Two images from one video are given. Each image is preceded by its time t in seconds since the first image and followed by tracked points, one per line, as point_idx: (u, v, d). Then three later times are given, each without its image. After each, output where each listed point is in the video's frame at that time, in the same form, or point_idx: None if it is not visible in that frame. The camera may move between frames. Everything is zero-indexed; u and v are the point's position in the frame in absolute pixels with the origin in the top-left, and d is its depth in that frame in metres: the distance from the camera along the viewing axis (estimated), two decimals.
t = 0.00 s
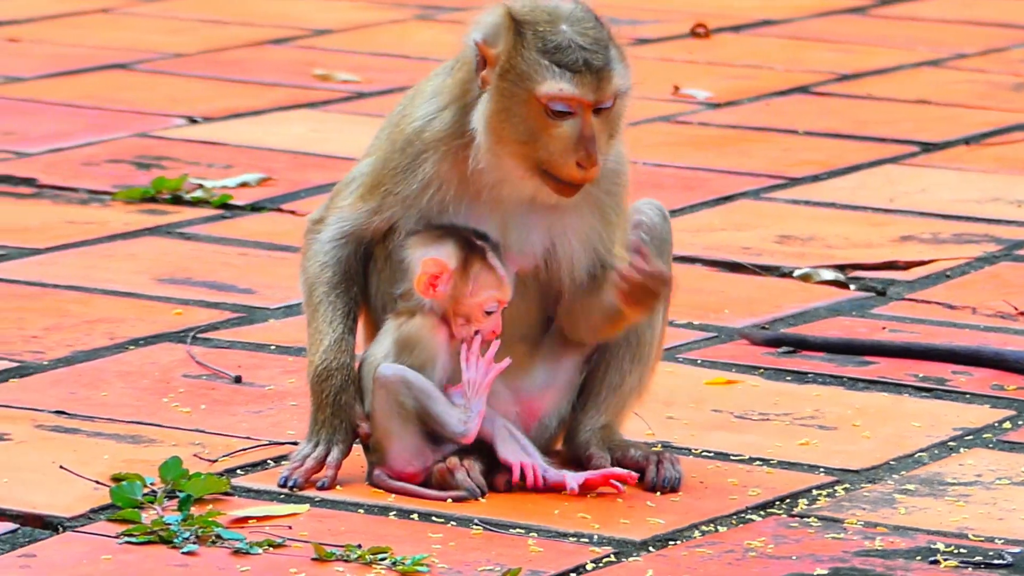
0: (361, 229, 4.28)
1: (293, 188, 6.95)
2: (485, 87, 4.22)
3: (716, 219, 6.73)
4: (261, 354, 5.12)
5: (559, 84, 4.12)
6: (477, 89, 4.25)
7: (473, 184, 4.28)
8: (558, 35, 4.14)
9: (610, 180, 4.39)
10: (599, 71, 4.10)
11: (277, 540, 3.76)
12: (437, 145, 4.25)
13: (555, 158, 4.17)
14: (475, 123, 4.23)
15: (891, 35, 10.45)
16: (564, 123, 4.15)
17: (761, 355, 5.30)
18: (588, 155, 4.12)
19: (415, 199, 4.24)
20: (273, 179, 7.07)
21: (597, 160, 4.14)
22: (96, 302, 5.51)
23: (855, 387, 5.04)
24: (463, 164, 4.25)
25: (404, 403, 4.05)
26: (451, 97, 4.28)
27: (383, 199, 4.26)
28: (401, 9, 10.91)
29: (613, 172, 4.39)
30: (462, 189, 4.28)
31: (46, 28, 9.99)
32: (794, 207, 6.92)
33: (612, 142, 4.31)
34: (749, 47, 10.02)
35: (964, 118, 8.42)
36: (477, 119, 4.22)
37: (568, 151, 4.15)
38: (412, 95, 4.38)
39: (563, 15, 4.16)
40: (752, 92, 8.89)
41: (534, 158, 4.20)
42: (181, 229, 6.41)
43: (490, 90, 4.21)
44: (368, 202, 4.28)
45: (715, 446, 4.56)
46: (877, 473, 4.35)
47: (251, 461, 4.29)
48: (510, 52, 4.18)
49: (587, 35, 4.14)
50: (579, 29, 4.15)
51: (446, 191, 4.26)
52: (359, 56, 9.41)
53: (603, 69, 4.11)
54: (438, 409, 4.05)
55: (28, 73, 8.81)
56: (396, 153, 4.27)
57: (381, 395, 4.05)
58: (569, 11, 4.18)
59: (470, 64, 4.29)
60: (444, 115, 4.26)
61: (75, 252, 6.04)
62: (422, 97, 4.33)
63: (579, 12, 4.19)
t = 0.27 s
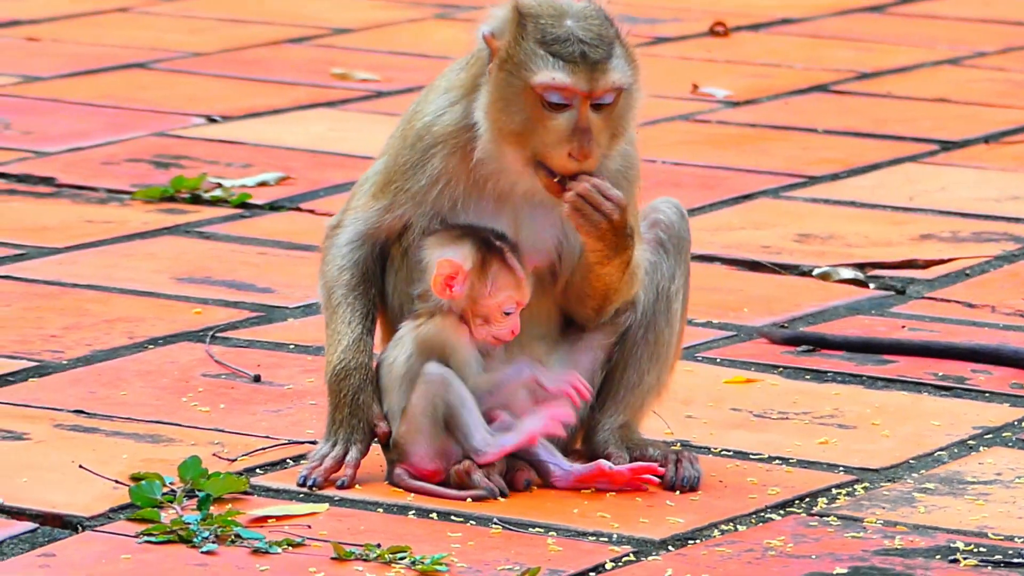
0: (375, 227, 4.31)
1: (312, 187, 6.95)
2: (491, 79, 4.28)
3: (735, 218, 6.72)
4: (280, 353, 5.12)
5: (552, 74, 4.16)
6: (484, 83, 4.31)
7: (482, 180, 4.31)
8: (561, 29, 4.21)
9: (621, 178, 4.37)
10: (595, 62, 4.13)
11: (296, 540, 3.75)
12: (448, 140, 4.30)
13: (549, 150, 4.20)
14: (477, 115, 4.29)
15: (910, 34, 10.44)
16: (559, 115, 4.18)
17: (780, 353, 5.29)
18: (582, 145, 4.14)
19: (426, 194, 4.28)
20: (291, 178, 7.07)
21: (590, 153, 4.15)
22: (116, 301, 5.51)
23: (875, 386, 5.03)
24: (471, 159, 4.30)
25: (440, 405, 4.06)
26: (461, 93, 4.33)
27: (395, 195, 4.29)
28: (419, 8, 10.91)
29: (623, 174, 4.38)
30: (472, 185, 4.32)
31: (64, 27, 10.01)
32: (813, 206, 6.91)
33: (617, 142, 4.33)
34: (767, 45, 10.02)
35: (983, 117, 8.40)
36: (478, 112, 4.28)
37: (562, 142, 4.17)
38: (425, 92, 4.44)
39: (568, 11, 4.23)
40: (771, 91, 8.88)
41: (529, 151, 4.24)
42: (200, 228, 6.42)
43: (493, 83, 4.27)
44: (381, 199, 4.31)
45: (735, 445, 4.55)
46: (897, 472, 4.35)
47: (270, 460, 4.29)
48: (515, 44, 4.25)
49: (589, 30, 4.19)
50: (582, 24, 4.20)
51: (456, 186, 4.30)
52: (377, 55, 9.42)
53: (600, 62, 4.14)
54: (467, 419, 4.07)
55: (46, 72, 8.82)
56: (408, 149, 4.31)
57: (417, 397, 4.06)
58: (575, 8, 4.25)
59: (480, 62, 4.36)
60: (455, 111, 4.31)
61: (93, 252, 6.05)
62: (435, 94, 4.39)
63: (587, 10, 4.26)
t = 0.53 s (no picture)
0: (389, 228, 4.33)
1: (323, 186, 6.96)
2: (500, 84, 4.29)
3: (746, 217, 6.72)
4: (291, 353, 5.13)
5: (552, 83, 4.15)
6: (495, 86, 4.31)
7: (494, 184, 4.32)
8: (565, 36, 4.20)
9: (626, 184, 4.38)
10: (593, 72, 4.12)
11: (307, 539, 3.76)
12: (460, 142, 4.31)
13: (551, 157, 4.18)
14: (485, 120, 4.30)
15: (921, 33, 10.43)
16: (560, 124, 4.17)
17: (791, 352, 5.29)
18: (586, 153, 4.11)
19: (438, 196, 4.30)
20: (302, 178, 7.07)
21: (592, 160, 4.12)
22: (127, 300, 5.52)
23: (885, 385, 5.03)
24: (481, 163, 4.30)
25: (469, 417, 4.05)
26: (474, 95, 4.34)
27: (408, 197, 4.31)
28: (430, 7, 10.92)
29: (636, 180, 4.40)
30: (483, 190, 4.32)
31: (76, 26, 10.02)
32: (824, 205, 6.91)
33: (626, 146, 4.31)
34: (778, 44, 10.01)
35: (994, 116, 8.39)
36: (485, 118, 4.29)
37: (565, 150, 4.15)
38: (441, 91, 4.44)
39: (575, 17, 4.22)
40: (782, 90, 8.88)
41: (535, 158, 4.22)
42: (211, 227, 6.42)
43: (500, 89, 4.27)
44: (394, 200, 4.33)
45: (746, 444, 4.55)
46: (908, 471, 4.34)
47: (282, 459, 4.29)
48: (522, 51, 4.25)
49: (591, 38, 4.17)
50: (586, 31, 4.19)
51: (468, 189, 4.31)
52: (388, 55, 9.42)
53: (600, 69, 4.12)
54: (496, 437, 4.03)
55: (58, 71, 8.84)
56: (421, 150, 4.32)
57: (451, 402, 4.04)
58: (583, 15, 4.24)
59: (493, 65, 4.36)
60: (468, 115, 4.32)
61: (104, 251, 6.05)
62: (450, 94, 4.40)
63: (595, 17, 4.24)
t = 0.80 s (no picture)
0: (389, 229, 4.30)
1: (328, 186, 6.96)
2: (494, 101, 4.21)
3: (751, 216, 6.72)
4: (295, 352, 5.13)
5: (539, 128, 4.10)
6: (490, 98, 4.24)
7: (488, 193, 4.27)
8: (558, 73, 4.10)
9: (628, 196, 4.35)
10: (582, 130, 4.07)
11: (311, 538, 3.76)
12: (455, 144, 4.25)
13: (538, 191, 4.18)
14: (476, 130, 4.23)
15: (926, 32, 10.42)
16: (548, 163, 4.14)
17: (796, 351, 5.28)
18: (564, 198, 4.14)
19: (434, 200, 4.26)
20: (307, 177, 7.07)
21: (577, 202, 4.15)
22: (131, 300, 5.52)
23: (890, 384, 5.02)
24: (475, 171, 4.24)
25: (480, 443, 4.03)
26: (471, 97, 4.28)
27: (405, 198, 4.28)
28: (435, 7, 10.92)
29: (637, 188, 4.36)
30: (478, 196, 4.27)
31: (81, 26, 10.02)
32: (829, 204, 6.90)
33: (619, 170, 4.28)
34: (783, 44, 10.01)
35: (999, 115, 8.38)
36: (477, 128, 4.22)
37: (549, 189, 4.15)
38: (443, 90, 4.38)
39: (570, 52, 4.11)
40: (787, 89, 8.87)
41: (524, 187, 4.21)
42: (216, 227, 6.42)
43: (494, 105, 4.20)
44: (393, 201, 4.30)
45: (750, 443, 4.54)
46: (913, 470, 4.34)
47: (286, 458, 4.29)
48: (516, 77, 4.15)
49: (584, 86, 4.08)
50: (580, 72, 4.09)
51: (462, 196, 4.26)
52: (393, 54, 9.42)
53: (589, 126, 4.07)
54: (508, 463, 4.00)
55: (63, 71, 8.84)
56: (418, 152, 4.28)
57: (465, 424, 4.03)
58: (580, 44, 4.12)
59: (490, 75, 4.27)
60: (463, 118, 4.26)
61: (109, 250, 6.06)
62: (451, 93, 4.34)
63: (592, 45, 4.13)
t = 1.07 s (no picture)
0: (388, 232, 4.28)
1: (330, 184, 6.96)
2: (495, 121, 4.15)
3: (753, 215, 6.72)
4: (297, 351, 5.12)
5: (542, 159, 4.06)
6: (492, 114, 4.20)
7: (486, 199, 4.26)
8: (562, 106, 4.06)
9: (633, 207, 4.38)
10: (585, 167, 4.03)
11: (313, 537, 3.75)
12: (454, 148, 4.24)
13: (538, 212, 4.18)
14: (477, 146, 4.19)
15: (929, 30, 10.41)
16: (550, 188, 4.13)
17: (798, 350, 5.27)
18: (564, 222, 4.14)
19: (432, 202, 4.25)
20: (309, 175, 7.07)
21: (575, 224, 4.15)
22: (133, 298, 5.52)
23: (892, 383, 5.02)
24: (473, 176, 4.22)
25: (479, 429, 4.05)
26: (472, 106, 4.24)
27: (402, 200, 4.26)
28: (436, 5, 10.91)
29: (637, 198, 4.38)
30: (476, 201, 4.26)
31: (82, 24, 10.02)
32: (831, 203, 6.90)
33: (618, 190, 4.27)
34: (785, 42, 10.00)
35: (1001, 114, 8.38)
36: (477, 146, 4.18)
37: (549, 212, 4.14)
38: (443, 92, 4.36)
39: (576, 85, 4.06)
40: (789, 88, 8.87)
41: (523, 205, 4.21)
42: (218, 225, 6.42)
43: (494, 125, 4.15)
44: (391, 203, 4.28)
45: (753, 442, 4.54)
46: (914, 469, 4.33)
47: (288, 457, 4.29)
48: (519, 104, 4.09)
49: (588, 122, 4.04)
50: (584, 108, 4.05)
51: (460, 200, 4.26)
52: (395, 52, 9.42)
53: (592, 162, 4.03)
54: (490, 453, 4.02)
55: (65, 69, 8.83)
56: (416, 155, 4.26)
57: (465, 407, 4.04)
58: (585, 76, 4.07)
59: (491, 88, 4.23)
60: (463, 124, 4.24)
61: (111, 249, 6.05)
62: (451, 97, 4.32)
63: (597, 76, 4.09)
